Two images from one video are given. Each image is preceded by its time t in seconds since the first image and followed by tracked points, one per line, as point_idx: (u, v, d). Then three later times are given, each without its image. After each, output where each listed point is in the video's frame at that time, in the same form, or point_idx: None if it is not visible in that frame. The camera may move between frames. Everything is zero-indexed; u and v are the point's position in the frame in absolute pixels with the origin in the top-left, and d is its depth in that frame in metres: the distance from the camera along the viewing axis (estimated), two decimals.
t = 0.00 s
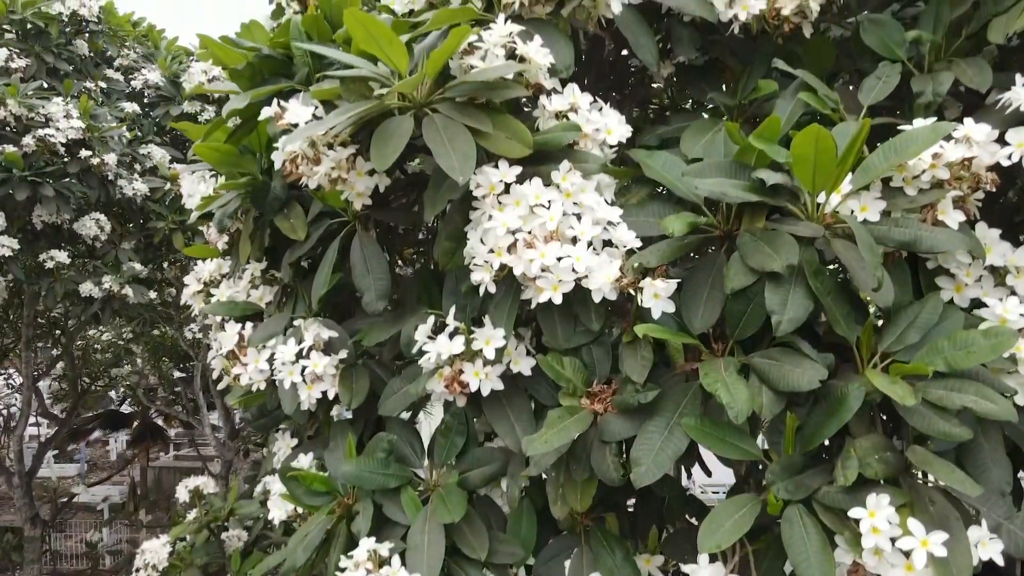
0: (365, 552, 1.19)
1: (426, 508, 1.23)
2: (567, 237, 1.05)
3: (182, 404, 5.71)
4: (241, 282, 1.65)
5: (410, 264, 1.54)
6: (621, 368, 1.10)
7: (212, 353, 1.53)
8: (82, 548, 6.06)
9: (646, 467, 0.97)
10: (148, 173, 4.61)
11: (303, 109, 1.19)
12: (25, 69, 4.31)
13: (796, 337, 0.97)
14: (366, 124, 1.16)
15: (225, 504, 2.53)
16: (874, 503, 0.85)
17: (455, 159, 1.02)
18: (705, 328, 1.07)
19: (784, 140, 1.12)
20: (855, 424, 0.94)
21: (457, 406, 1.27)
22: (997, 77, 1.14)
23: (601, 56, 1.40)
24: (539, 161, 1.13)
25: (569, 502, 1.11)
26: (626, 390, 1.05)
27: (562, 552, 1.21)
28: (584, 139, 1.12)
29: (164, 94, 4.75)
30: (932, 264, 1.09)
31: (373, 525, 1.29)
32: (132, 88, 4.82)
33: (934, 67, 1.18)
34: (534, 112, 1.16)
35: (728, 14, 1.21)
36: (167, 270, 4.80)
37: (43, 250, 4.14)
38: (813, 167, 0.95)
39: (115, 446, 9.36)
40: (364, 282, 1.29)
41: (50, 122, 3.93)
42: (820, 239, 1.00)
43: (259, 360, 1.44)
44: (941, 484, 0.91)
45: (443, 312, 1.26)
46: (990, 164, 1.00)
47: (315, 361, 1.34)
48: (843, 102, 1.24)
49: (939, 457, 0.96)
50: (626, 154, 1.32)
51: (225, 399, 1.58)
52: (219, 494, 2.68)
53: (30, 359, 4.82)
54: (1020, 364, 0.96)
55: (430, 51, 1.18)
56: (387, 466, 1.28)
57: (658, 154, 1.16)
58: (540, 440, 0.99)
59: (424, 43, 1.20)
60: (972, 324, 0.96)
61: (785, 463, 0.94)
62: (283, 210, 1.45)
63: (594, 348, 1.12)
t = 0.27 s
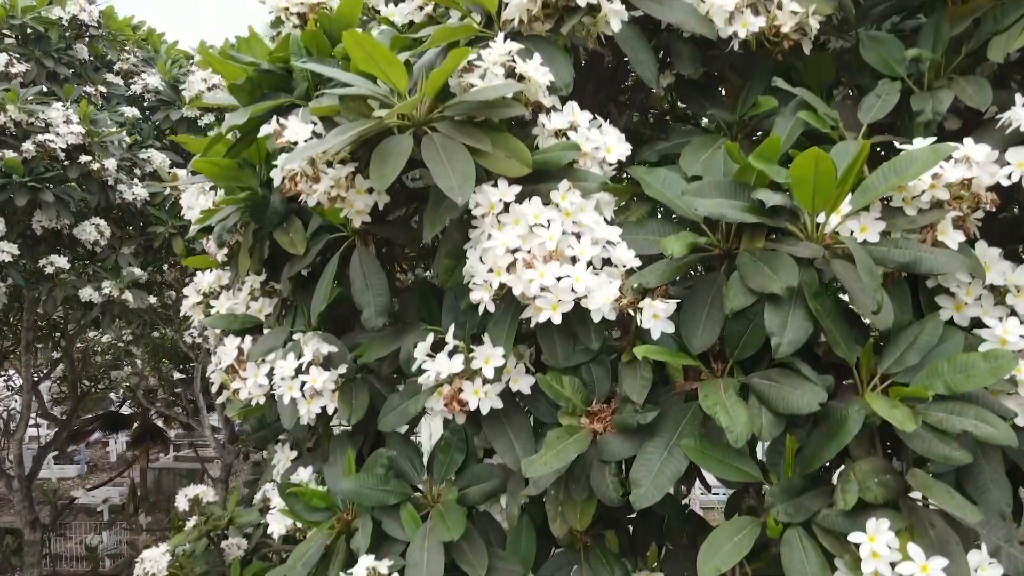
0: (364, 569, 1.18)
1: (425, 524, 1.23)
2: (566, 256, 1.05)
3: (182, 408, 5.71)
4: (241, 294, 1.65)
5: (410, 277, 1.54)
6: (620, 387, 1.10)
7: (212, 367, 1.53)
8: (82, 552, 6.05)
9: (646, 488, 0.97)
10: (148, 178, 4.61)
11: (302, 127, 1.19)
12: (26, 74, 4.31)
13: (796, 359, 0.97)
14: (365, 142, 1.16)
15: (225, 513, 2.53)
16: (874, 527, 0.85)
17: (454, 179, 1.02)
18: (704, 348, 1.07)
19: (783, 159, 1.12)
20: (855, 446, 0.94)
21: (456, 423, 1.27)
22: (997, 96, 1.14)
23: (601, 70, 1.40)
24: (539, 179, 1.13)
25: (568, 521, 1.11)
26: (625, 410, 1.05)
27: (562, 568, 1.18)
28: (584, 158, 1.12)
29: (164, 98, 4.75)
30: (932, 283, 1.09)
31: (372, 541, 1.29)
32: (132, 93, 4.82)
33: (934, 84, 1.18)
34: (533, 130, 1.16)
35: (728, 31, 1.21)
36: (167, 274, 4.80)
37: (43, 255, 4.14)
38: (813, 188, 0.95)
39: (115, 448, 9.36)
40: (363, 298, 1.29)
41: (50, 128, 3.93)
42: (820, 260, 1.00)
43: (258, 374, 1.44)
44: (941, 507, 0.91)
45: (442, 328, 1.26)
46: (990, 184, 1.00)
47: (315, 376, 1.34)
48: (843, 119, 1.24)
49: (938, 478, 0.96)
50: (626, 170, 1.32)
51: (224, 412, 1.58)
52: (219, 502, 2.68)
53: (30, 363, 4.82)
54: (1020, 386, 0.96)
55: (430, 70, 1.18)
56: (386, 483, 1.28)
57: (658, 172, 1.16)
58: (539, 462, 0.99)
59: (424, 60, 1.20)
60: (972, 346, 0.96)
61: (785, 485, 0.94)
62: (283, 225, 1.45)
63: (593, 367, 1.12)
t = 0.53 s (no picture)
0: None
1: (425, 541, 1.23)
2: (565, 276, 1.05)
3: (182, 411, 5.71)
4: (240, 306, 1.65)
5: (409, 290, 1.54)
6: (619, 406, 1.10)
7: (211, 380, 1.53)
8: (82, 556, 6.05)
9: (645, 509, 0.96)
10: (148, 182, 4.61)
11: (301, 144, 1.19)
12: (25, 79, 4.31)
13: (795, 379, 0.97)
14: (364, 159, 1.16)
15: (225, 521, 2.53)
16: (873, 551, 0.85)
17: (453, 199, 1.02)
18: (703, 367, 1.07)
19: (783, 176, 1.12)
20: (854, 467, 0.94)
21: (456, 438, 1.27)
22: (996, 113, 1.14)
23: (600, 84, 1.40)
24: (538, 197, 1.13)
25: (568, 539, 1.11)
26: (625, 429, 1.05)
27: None
28: (583, 176, 1.12)
29: (164, 102, 4.76)
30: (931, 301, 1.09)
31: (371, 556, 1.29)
32: (132, 97, 4.82)
33: (933, 101, 1.18)
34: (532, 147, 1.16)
35: (727, 46, 1.22)
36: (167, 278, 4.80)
37: (43, 260, 4.14)
38: (812, 209, 0.95)
39: (116, 450, 9.36)
40: (362, 313, 1.29)
41: (50, 133, 3.93)
42: (819, 280, 1.00)
43: (258, 389, 1.44)
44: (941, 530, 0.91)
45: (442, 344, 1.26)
46: (989, 204, 1.00)
47: (314, 391, 1.34)
48: (842, 135, 1.24)
49: (938, 499, 0.96)
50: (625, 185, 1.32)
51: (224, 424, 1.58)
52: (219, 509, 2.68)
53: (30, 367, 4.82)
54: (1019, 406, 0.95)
55: (428, 86, 1.18)
56: (385, 498, 1.28)
57: (657, 188, 1.16)
58: (538, 483, 0.99)
59: (422, 77, 1.20)
60: (972, 367, 0.96)
61: (784, 507, 0.94)
62: (282, 238, 1.45)
63: (592, 385, 1.12)
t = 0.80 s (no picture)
0: None
1: (424, 558, 1.22)
2: (564, 295, 1.05)
3: (182, 415, 5.70)
4: (240, 318, 1.65)
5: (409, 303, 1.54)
6: (618, 424, 1.10)
7: (210, 393, 1.53)
8: (81, 559, 6.04)
9: (644, 530, 0.96)
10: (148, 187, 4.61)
11: (299, 161, 1.19)
12: (25, 84, 4.32)
13: (794, 400, 0.97)
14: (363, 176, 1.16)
15: (225, 530, 2.53)
16: None
17: (452, 219, 1.02)
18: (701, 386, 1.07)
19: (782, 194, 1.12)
20: (853, 489, 0.94)
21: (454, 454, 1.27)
22: (996, 130, 1.14)
23: (600, 99, 1.40)
24: (537, 214, 1.13)
25: (567, 557, 1.11)
26: (624, 448, 1.05)
27: None
28: (582, 194, 1.12)
29: (164, 107, 4.76)
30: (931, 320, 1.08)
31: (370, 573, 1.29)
32: (132, 101, 4.83)
33: (932, 118, 1.18)
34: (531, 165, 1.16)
35: (727, 63, 1.22)
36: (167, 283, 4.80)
37: (43, 265, 4.14)
38: (811, 230, 0.95)
39: (115, 453, 9.35)
40: (362, 329, 1.29)
41: (50, 138, 3.93)
42: (818, 300, 1.00)
43: (257, 403, 1.44)
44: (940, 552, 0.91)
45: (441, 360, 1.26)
46: (988, 224, 1.00)
47: (313, 406, 1.34)
48: (841, 151, 1.23)
49: (939, 521, 0.95)
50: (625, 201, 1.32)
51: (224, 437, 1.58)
52: (218, 517, 2.67)
53: (30, 372, 4.82)
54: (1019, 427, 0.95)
55: (427, 103, 1.18)
56: (384, 514, 1.28)
57: (656, 205, 1.16)
58: (537, 504, 0.99)
59: (421, 93, 1.19)
60: (971, 388, 0.96)
61: (783, 528, 0.94)
62: (281, 252, 1.45)
63: (591, 403, 1.12)
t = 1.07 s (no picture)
0: None
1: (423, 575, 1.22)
2: (563, 315, 1.05)
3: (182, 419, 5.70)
4: (240, 331, 1.65)
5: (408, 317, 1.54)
6: (618, 444, 1.10)
7: (210, 407, 1.53)
8: (81, 563, 6.04)
9: (644, 552, 0.96)
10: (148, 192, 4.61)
11: (299, 179, 1.19)
12: (25, 89, 4.32)
13: (793, 422, 0.97)
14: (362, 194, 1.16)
15: (224, 539, 2.52)
16: None
17: (452, 240, 1.02)
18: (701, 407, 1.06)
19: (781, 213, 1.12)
20: (853, 512, 0.94)
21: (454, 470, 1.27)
22: (995, 149, 1.14)
23: (599, 114, 1.40)
24: (536, 233, 1.13)
25: None
26: (623, 469, 1.05)
27: None
28: (581, 213, 1.12)
29: (164, 112, 4.76)
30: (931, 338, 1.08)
31: None
32: (131, 106, 4.83)
33: (932, 136, 1.18)
34: (531, 183, 1.16)
35: (726, 80, 1.22)
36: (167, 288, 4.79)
37: (43, 270, 4.14)
38: (811, 252, 0.95)
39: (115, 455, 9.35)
40: (361, 345, 1.29)
41: (50, 143, 3.93)
42: (817, 321, 1.00)
43: (257, 417, 1.44)
44: None
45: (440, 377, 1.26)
46: (987, 245, 1.00)
47: (312, 422, 1.35)
48: (841, 169, 1.23)
49: (938, 543, 0.95)
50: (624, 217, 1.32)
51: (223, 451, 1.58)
52: (218, 526, 2.67)
53: (30, 376, 4.82)
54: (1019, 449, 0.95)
55: (427, 122, 1.17)
56: (384, 531, 1.27)
57: (655, 223, 1.16)
58: (536, 525, 0.99)
59: (421, 111, 1.19)
60: (971, 411, 0.96)
61: (782, 551, 0.94)
62: (281, 267, 1.45)
63: (591, 422, 1.12)
